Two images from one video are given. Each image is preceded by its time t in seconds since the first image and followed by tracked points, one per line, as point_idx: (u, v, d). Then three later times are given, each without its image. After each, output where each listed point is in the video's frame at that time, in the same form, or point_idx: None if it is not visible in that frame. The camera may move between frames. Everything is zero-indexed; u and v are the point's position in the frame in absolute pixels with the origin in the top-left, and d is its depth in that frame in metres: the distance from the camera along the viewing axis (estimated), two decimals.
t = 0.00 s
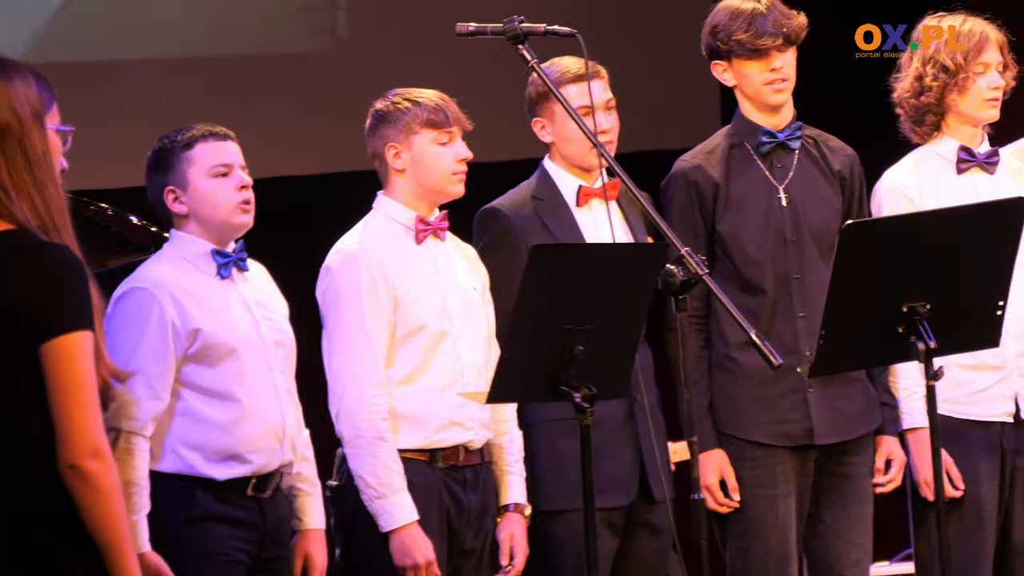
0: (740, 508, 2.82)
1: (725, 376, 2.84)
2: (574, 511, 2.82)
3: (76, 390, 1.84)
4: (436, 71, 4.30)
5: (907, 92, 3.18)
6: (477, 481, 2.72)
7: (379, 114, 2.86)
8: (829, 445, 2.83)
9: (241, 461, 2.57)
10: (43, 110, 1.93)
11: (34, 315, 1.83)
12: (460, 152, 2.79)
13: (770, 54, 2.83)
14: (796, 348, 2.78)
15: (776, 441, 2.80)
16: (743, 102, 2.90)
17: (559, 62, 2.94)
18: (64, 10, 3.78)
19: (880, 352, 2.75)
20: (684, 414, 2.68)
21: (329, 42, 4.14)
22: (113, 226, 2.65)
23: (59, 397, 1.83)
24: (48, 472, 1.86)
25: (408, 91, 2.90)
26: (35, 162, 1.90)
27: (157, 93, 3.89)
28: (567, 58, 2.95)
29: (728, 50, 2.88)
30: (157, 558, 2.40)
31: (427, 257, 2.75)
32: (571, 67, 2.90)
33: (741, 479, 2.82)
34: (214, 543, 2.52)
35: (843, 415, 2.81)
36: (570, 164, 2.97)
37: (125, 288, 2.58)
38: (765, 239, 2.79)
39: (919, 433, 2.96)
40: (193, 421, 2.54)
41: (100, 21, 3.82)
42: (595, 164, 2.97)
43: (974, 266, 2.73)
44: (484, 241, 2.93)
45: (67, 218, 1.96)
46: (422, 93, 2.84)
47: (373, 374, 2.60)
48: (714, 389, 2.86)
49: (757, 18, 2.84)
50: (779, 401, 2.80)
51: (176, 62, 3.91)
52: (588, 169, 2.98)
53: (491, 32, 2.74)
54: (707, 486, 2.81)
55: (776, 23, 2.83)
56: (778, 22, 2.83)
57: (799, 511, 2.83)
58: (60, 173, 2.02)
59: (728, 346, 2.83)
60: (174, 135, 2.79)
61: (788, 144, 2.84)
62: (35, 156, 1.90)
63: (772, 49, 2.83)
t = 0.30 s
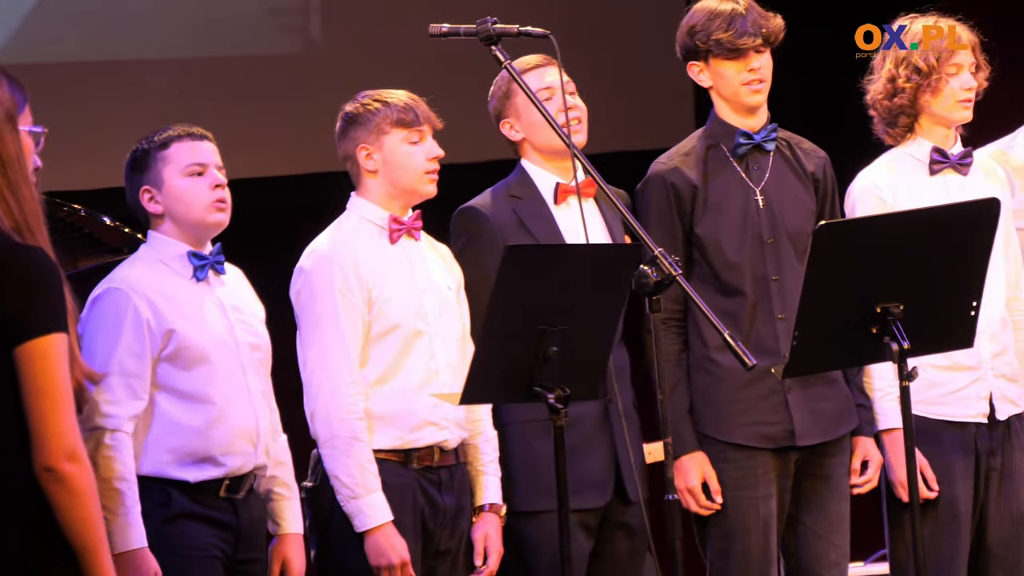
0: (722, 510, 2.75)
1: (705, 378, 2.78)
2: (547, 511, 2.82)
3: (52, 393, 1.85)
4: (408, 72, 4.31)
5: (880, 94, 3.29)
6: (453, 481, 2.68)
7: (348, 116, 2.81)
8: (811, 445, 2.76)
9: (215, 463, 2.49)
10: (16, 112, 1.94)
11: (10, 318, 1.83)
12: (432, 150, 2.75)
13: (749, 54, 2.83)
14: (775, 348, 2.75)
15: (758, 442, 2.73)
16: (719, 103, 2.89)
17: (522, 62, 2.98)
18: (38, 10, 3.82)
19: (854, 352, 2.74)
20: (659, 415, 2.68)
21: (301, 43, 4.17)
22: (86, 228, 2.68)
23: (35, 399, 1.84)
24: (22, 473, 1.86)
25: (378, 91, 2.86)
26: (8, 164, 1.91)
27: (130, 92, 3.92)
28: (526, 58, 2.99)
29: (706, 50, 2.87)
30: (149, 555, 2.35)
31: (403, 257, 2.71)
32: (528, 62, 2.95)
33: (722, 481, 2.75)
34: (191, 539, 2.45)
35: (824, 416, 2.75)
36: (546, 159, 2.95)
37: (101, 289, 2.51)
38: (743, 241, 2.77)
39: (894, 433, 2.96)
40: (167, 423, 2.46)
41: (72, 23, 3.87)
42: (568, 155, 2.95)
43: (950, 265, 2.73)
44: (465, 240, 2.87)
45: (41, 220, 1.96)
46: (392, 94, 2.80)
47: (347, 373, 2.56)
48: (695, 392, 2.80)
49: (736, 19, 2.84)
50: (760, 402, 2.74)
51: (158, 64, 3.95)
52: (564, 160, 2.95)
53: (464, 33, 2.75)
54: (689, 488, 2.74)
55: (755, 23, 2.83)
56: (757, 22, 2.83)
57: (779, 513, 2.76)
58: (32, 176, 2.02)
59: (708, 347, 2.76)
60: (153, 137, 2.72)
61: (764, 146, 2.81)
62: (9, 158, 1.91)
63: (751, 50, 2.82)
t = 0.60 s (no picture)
0: (702, 512, 2.74)
1: (687, 379, 2.76)
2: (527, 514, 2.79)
3: (31, 393, 1.85)
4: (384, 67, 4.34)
5: (858, 94, 3.30)
6: (430, 482, 2.68)
7: (326, 116, 2.79)
8: (792, 446, 2.75)
9: (194, 466, 2.48)
10: None
11: None
12: (410, 150, 2.74)
13: (733, 56, 2.82)
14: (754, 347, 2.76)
15: (741, 443, 2.72)
16: (697, 102, 2.88)
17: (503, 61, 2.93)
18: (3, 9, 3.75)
19: (831, 353, 2.72)
20: (638, 416, 2.68)
21: (279, 45, 4.17)
22: (64, 229, 2.70)
23: (13, 399, 1.84)
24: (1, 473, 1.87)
25: (355, 93, 2.85)
26: None
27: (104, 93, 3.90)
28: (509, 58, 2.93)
29: (689, 49, 2.86)
30: (142, 558, 2.35)
31: (382, 259, 2.70)
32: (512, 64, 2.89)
33: (704, 483, 2.73)
34: (171, 541, 2.44)
35: (807, 417, 2.74)
36: (527, 163, 2.93)
37: (78, 293, 2.49)
38: (722, 242, 2.76)
39: (874, 434, 2.95)
40: (146, 426, 2.45)
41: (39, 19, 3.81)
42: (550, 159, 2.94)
43: (930, 263, 2.71)
44: (445, 244, 2.84)
45: (18, 221, 1.96)
46: (369, 95, 2.80)
47: (326, 374, 2.54)
48: (676, 394, 2.78)
49: (721, 20, 2.83)
50: (740, 403, 2.73)
51: (136, 64, 3.93)
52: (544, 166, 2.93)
53: (442, 34, 2.75)
54: (671, 491, 2.71)
55: (741, 27, 2.83)
56: (742, 25, 2.83)
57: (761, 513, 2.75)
58: (9, 176, 2.02)
59: (688, 348, 2.76)
60: (139, 137, 2.69)
61: (742, 147, 2.81)
62: None
63: (735, 52, 2.82)
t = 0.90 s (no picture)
0: (661, 517, 2.73)
1: (645, 385, 2.76)
2: (483, 520, 2.77)
3: None
4: (347, 69, 4.40)
5: (823, 96, 3.30)
6: (386, 488, 2.68)
7: (284, 119, 2.78)
8: (750, 451, 2.75)
9: (150, 473, 2.42)
10: None
11: None
12: (366, 158, 2.73)
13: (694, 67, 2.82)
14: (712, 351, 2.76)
15: (699, 449, 2.72)
16: (656, 109, 2.88)
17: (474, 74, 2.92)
18: None
19: (790, 358, 2.72)
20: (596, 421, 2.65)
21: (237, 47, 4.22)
22: (21, 234, 2.69)
23: None
24: None
25: (314, 97, 2.84)
26: None
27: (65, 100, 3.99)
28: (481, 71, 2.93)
29: (650, 57, 2.86)
30: (103, 564, 2.29)
31: (338, 264, 2.69)
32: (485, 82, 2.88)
33: (663, 488, 2.73)
34: (126, 549, 2.38)
35: (764, 422, 2.74)
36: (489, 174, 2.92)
37: (35, 298, 2.42)
38: (680, 247, 2.76)
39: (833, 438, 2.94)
40: (103, 434, 2.39)
41: None
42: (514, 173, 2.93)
43: (890, 267, 2.71)
44: (405, 252, 2.83)
45: None
46: (328, 100, 2.79)
47: (282, 379, 2.53)
48: (634, 399, 2.78)
49: (683, 30, 2.83)
50: (697, 408, 2.73)
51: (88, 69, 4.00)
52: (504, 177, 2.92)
53: (399, 38, 2.75)
54: (629, 497, 2.71)
55: (703, 38, 2.82)
56: (704, 36, 2.82)
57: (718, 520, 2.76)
58: None
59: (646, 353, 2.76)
60: (103, 141, 2.59)
61: (701, 152, 2.82)
62: None
63: (695, 63, 2.82)
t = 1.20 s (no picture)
0: (640, 520, 2.72)
1: (624, 387, 2.76)
2: (465, 522, 2.77)
3: None
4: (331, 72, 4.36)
5: (810, 96, 3.28)
6: (367, 490, 2.68)
7: (259, 122, 2.77)
8: (730, 452, 2.75)
9: (130, 475, 2.40)
10: None
11: None
12: (343, 159, 2.74)
13: (675, 69, 2.82)
14: (690, 353, 2.76)
15: (676, 450, 2.71)
16: (636, 111, 2.88)
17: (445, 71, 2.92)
18: None
19: (773, 359, 2.71)
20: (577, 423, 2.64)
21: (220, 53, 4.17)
22: None
23: None
24: None
25: (289, 99, 2.84)
26: None
27: (54, 100, 3.93)
28: (453, 68, 2.92)
29: (631, 59, 2.85)
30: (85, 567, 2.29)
31: (317, 266, 2.69)
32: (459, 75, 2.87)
33: (642, 491, 2.72)
34: (107, 553, 2.37)
35: (744, 423, 2.74)
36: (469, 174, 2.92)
37: (14, 302, 2.40)
38: (660, 249, 2.76)
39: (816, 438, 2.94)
40: (83, 437, 2.38)
41: None
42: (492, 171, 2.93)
43: (873, 266, 2.71)
44: (386, 255, 2.83)
45: None
46: (303, 101, 2.78)
47: (261, 382, 2.53)
48: (613, 402, 2.78)
49: (666, 32, 2.82)
50: (676, 410, 2.72)
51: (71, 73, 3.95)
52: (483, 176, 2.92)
53: (381, 40, 2.75)
54: (607, 499, 2.70)
55: (685, 41, 2.81)
56: (686, 39, 2.82)
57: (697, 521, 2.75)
58: None
59: (625, 356, 2.76)
60: (78, 143, 2.56)
61: (680, 154, 2.81)
62: None
63: (677, 65, 2.82)
